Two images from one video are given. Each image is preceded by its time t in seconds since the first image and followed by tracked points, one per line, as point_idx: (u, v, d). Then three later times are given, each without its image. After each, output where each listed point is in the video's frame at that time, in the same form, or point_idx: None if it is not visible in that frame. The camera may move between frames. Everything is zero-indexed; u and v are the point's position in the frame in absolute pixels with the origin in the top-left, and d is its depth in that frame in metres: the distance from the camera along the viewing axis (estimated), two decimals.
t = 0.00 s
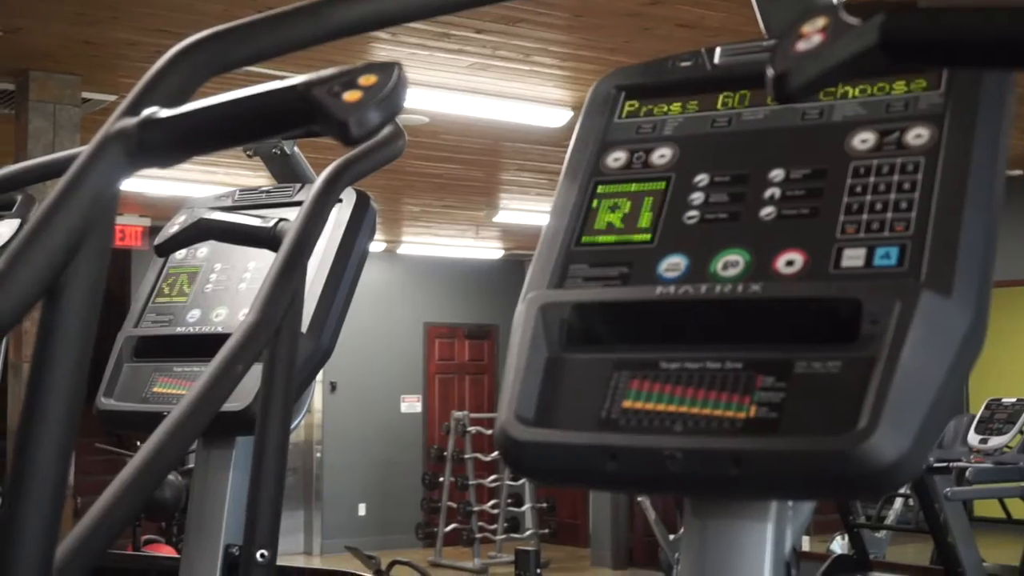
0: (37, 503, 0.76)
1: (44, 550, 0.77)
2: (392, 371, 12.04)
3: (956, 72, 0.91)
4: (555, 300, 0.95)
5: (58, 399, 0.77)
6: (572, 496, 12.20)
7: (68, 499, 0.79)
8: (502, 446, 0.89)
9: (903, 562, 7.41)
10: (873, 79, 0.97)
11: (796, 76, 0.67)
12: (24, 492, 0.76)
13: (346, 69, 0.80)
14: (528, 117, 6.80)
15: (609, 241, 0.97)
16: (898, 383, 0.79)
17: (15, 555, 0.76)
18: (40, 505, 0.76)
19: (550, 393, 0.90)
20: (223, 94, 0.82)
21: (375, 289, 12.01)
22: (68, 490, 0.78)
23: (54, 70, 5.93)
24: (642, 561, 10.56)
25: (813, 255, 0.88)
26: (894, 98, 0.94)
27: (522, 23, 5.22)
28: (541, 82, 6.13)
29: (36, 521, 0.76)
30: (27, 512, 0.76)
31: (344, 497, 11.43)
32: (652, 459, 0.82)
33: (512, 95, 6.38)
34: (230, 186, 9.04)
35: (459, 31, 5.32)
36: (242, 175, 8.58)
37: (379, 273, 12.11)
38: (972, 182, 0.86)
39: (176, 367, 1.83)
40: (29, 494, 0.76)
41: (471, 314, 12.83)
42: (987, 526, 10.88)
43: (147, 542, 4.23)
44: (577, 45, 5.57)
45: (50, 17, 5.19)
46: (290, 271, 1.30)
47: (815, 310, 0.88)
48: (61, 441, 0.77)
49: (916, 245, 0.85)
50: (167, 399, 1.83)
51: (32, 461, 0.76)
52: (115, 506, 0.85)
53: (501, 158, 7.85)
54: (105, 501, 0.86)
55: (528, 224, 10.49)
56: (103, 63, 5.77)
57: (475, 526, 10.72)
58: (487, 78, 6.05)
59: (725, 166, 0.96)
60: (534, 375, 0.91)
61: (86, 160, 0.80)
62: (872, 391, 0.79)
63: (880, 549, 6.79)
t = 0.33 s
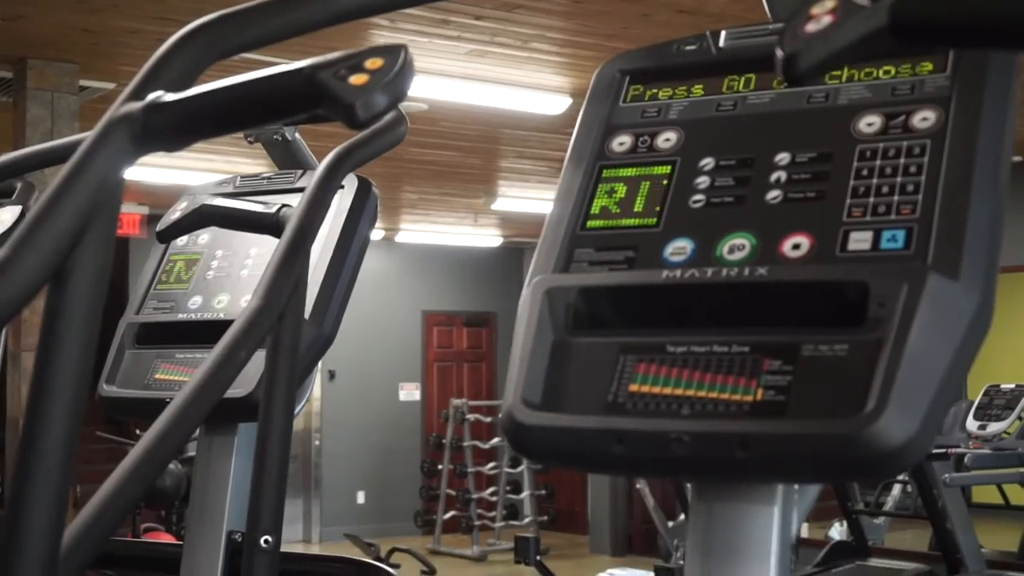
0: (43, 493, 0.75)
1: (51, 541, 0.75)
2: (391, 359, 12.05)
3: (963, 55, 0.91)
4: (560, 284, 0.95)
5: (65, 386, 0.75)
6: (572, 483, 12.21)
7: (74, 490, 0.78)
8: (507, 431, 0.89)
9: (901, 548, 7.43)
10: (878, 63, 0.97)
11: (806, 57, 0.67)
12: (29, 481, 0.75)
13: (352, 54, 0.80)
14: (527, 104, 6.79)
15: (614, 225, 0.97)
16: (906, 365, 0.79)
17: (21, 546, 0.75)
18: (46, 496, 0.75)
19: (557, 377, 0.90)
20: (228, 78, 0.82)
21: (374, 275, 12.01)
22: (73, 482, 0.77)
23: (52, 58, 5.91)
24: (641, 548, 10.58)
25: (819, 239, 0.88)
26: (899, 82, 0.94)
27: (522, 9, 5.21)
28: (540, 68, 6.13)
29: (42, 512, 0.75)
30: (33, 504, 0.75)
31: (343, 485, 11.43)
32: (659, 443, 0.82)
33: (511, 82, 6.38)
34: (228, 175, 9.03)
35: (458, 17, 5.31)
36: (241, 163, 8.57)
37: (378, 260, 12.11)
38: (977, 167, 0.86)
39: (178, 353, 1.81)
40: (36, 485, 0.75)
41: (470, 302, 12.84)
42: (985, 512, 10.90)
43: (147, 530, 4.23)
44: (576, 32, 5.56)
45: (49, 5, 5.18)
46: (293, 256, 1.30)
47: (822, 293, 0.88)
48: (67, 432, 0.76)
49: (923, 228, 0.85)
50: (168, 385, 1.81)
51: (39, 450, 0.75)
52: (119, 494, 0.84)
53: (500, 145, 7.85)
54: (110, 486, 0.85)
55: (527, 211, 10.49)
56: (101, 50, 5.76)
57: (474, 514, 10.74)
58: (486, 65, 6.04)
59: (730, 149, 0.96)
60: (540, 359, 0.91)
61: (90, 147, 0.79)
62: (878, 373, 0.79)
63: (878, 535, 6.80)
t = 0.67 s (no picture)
0: (61, 493, 0.74)
1: (69, 542, 0.74)
2: (393, 353, 12.05)
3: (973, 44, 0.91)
4: (573, 276, 0.95)
5: (83, 382, 0.74)
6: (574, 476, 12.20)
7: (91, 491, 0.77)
8: (522, 421, 0.89)
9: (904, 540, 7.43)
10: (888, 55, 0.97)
11: (823, 47, 0.67)
12: (48, 480, 0.74)
13: (366, 47, 0.80)
14: (529, 98, 6.79)
15: (627, 217, 0.97)
16: (921, 355, 0.79)
17: (39, 547, 0.74)
18: (65, 495, 0.74)
19: (571, 370, 0.90)
20: (241, 73, 0.83)
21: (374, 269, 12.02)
22: (90, 481, 0.76)
23: (53, 55, 5.91)
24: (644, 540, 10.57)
25: (831, 230, 0.89)
26: (910, 71, 0.94)
27: (524, 2, 5.21)
28: (542, 61, 6.12)
29: (61, 511, 0.74)
30: (51, 505, 0.74)
31: (346, 479, 11.45)
32: (674, 433, 0.83)
33: (513, 76, 6.37)
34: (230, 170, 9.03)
35: (460, 11, 5.31)
36: (243, 158, 8.57)
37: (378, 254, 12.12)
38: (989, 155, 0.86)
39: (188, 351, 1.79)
40: (54, 485, 0.74)
41: (471, 296, 12.85)
42: (988, 503, 10.91)
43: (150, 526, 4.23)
44: (577, 24, 5.56)
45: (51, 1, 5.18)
46: (304, 250, 1.30)
47: (833, 283, 0.88)
48: (86, 430, 0.75)
49: (935, 218, 0.85)
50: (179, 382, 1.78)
51: (56, 448, 0.74)
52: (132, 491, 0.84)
53: (502, 139, 7.84)
54: (125, 483, 0.85)
55: (529, 205, 10.49)
56: (102, 45, 5.75)
57: (478, 507, 10.74)
58: (488, 59, 6.03)
59: (741, 141, 0.96)
60: (553, 352, 0.91)
61: (105, 143, 0.79)
62: (893, 362, 0.79)
63: (881, 526, 6.80)
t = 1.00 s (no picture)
0: (77, 485, 0.74)
1: (87, 535, 0.75)
2: (381, 349, 12.04)
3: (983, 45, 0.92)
4: (584, 273, 0.95)
5: (101, 374, 0.74)
6: (562, 472, 12.21)
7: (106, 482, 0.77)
8: (534, 418, 0.90)
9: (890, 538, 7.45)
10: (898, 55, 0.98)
11: (844, 47, 0.67)
12: (66, 470, 0.74)
13: (383, 43, 0.81)
14: (522, 95, 6.79)
15: (639, 214, 0.98)
16: (933, 351, 0.80)
17: (58, 537, 0.74)
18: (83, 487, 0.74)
19: (583, 366, 0.91)
20: (257, 69, 0.83)
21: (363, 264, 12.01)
22: (107, 473, 0.76)
23: (46, 48, 5.89)
24: (633, 538, 10.58)
25: (841, 228, 0.89)
26: (920, 72, 0.95)
27: None
28: (535, 58, 6.13)
29: (81, 500, 0.74)
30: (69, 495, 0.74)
31: (334, 475, 11.44)
32: (686, 429, 0.83)
33: (506, 72, 6.38)
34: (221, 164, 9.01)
35: (455, 7, 5.30)
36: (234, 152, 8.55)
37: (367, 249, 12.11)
38: (1000, 158, 0.87)
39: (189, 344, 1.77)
40: (70, 473, 0.74)
41: (460, 293, 12.85)
42: (975, 502, 10.97)
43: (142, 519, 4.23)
44: (570, 22, 5.57)
45: None
46: (308, 247, 1.31)
47: (844, 283, 0.89)
48: (102, 425, 0.75)
49: (945, 218, 0.86)
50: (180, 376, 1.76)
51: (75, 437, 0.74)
52: (142, 479, 0.83)
53: (493, 135, 7.84)
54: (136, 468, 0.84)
55: (521, 202, 10.50)
56: (95, 39, 5.74)
57: (466, 504, 10.75)
58: (481, 55, 6.03)
59: (752, 140, 0.97)
60: (565, 348, 0.91)
61: (123, 138, 0.79)
62: (905, 360, 0.80)
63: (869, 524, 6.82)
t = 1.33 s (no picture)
0: (104, 476, 0.73)
1: (112, 529, 0.74)
2: (377, 346, 12.03)
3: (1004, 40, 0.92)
4: (604, 267, 0.96)
5: (127, 365, 0.74)
6: (558, 468, 12.20)
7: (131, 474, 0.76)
8: (557, 411, 0.90)
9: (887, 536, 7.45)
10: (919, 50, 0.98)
11: (876, 42, 0.66)
12: (90, 464, 0.73)
13: (409, 36, 0.81)
14: (521, 91, 6.79)
15: (660, 208, 0.98)
16: (956, 346, 0.80)
17: (83, 532, 0.73)
18: (109, 480, 0.73)
19: (604, 357, 0.91)
20: (283, 62, 0.83)
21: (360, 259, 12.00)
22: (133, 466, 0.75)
23: (45, 41, 5.87)
24: (628, 535, 10.58)
25: (864, 222, 0.90)
26: (941, 67, 0.95)
27: None
28: (534, 55, 6.12)
29: (105, 493, 0.73)
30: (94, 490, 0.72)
31: (328, 471, 11.42)
32: (710, 423, 0.84)
33: (505, 69, 6.37)
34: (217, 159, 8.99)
35: (455, 4, 5.30)
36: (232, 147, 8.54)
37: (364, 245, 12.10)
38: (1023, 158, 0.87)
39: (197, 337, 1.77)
40: (96, 464, 0.73)
41: (456, 289, 12.85)
42: (970, 499, 10.98)
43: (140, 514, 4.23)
44: (570, 18, 5.57)
45: None
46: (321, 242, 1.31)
47: (867, 277, 0.89)
48: (128, 419, 0.74)
49: (966, 214, 0.87)
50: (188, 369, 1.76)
51: (101, 428, 0.73)
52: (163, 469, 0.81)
53: (491, 131, 7.84)
54: (158, 459, 0.82)
55: (519, 199, 10.47)
56: (94, 32, 5.73)
57: (462, 500, 10.74)
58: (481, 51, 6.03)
59: (772, 134, 0.97)
60: (587, 341, 0.92)
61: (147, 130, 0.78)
62: (928, 355, 0.80)
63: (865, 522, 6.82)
